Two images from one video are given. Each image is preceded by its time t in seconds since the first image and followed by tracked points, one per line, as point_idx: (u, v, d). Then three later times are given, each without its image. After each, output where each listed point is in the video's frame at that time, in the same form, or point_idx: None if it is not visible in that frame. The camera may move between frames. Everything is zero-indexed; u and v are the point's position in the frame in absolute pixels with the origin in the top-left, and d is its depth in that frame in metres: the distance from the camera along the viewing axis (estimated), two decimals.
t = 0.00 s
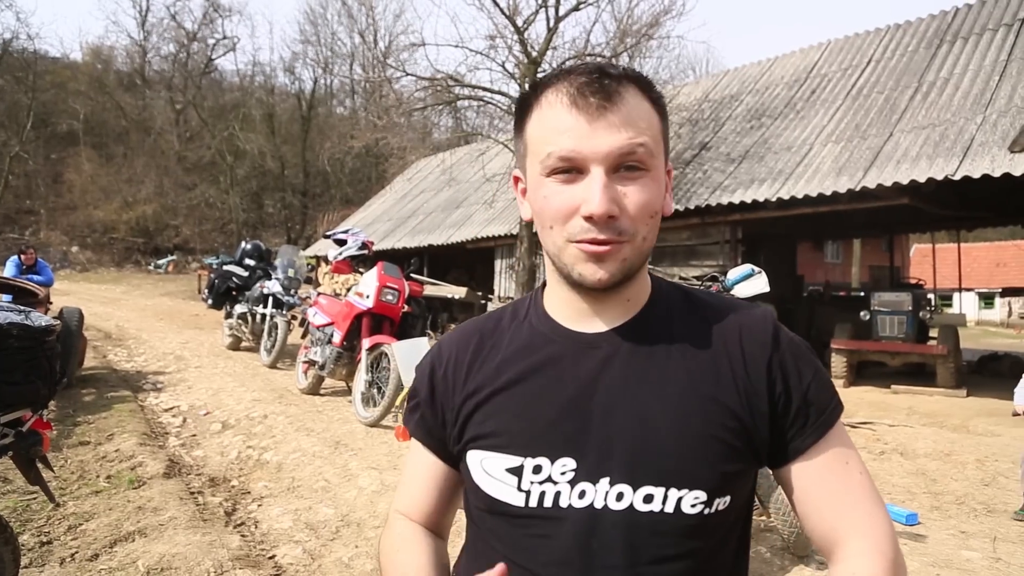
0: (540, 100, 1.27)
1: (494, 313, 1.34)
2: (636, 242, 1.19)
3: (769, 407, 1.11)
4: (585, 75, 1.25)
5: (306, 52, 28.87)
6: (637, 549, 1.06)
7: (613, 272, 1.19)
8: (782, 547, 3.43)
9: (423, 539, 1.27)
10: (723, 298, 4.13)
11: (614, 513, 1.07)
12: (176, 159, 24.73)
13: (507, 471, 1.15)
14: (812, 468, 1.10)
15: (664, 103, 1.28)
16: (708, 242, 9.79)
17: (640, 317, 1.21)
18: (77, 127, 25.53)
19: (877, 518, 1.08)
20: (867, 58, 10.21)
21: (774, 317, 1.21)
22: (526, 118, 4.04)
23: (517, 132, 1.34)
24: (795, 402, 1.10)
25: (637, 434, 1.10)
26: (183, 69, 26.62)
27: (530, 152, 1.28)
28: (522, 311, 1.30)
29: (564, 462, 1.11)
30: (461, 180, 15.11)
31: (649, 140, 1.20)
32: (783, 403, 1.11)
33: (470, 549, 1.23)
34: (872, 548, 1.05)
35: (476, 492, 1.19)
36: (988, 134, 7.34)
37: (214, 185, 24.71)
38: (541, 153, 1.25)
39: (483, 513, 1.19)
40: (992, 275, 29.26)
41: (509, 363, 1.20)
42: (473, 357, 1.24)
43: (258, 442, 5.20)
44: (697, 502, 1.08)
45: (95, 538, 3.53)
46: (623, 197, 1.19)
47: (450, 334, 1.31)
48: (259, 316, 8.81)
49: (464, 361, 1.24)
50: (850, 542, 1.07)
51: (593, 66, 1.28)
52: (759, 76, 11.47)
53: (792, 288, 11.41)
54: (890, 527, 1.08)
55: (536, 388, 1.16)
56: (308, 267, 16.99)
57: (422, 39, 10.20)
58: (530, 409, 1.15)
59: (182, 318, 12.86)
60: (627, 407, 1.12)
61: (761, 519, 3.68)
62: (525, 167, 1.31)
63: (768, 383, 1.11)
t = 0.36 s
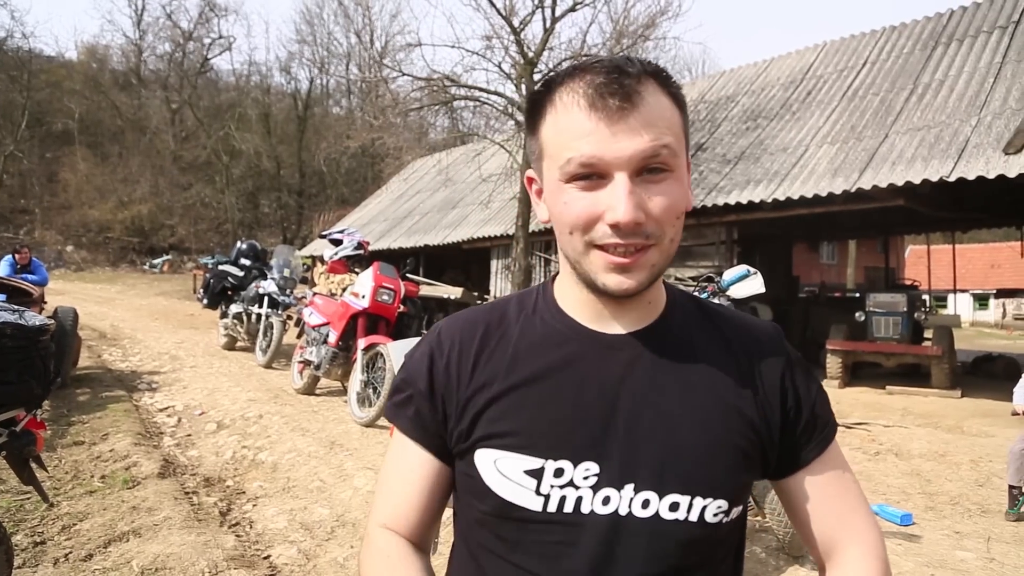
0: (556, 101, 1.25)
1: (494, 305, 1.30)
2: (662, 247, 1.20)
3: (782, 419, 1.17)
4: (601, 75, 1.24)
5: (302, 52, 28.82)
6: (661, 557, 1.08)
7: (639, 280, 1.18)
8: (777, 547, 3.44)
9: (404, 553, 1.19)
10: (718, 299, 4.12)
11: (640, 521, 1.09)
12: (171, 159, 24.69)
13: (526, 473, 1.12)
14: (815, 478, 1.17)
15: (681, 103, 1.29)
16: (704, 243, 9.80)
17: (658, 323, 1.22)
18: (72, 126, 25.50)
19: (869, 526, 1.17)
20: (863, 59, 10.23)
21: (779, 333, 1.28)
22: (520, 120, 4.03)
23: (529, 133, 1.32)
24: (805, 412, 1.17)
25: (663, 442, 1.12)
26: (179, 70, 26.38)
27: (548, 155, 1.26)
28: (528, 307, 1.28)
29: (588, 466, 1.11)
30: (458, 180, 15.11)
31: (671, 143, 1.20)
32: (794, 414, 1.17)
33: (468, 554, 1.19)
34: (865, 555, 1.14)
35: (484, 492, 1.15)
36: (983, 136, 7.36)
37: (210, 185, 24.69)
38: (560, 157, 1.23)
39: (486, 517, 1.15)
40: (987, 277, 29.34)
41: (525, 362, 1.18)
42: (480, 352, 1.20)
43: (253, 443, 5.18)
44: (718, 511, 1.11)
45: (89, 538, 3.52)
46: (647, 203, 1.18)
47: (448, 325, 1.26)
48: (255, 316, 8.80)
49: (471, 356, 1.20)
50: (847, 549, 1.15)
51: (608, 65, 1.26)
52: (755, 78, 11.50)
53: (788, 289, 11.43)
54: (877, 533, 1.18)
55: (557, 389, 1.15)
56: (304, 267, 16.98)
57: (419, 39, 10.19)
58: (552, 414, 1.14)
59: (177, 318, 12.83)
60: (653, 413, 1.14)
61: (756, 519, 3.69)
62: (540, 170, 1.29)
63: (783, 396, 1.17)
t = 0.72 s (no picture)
0: (537, 102, 1.26)
1: (491, 307, 1.30)
2: (650, 243, 1.20)
3: (782, 420, 1.17)
4: (579, 72, 1.24)
5: (299, 51, 28.78)
6: (661, 562, 1.09)
7: (628, 277, 1.18)
8: (771, 547, 3.44)
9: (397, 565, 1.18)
10: (714, 300, 4.14)
11: (640, 527, 1.10)
12: (167, 157, 24.62)
13: (525, 481, 1.12)
14: (816, 480, 1.18)
15: (665, 93, 1.28)
16: (700, 243, 9.82)
17: (654, 324, 1.22)
18: (67, 124, 25.42)
19: (867, 527, 1.18)
20: (859, 61, 10.26)
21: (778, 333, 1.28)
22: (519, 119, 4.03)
23: (514, 133, 1.32)
24: (806, 413, 1.18)
25: (664, 445, 1.12)
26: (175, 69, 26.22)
27: (531, 156, 1.26)
28: (523, 309, 1.28)
29: (588, 472, 1.12)
30: (454, 180, 15.10)
31: (654, 137, 1.20)
32: (794, 415, 1.18)
33: (467, 563, 1.19)
34: (864, 557, 1.15)
35: (482, 502, 1.15)
36: (977, 137, 7.38)
37: (206, 184, 24.62)
38: (542, 158, 1.24)
39: (484, 526, 1.15)
40: (982, 278, 29.43)
41: (522, 367, 1.18)
42: (476, 357, 1.20)
43: (248, 442, 5.18)
44: (719, 516, 1.12)
45: (83, 537, 3.51)
46: (632, 198, 1.19)
47: (443, 329, 1.26)
48: (250, 316, 8.78)
49: (467, 361, 1.20)
50: (846, 550, 1.16)
51: (585, 62, 1.26)
52: (752, 79, 11.52)
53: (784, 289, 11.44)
54: (876, 534, 1.19)
55: (555, 394, 1.15)
56: (300, 267, 16.95)
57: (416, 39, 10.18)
58: (551, 419, 1.14)
59: (172, 317, 12.80)
60: (653, 417, 1.14)
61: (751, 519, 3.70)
62: (526, 172, 1.29)
63: (783, 397, 1.17)
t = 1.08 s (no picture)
0: (496, 115, 1.31)
1: (498, 311, 1.33)
2: (616, 226, 1.17)
3: (783, 417, 1.13)
4: (527, 80, 1.29)
5: (300, 52, 28.84)
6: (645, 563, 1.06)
7: (596, 264, 1.17)
8: (772, 546, 3.45)
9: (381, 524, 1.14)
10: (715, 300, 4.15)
11: (624, 526, 1.07)
12: (168, 158, 24.67)
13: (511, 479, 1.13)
14: (827, 479, 1.12)
15: (623, 84, 1.29)
16: (701, 244, 9.81)
17: (647, 318, 1.20)
18: (69, 125, 25.50)
19: (888, 534, 1.09)
20: (859, 61, 10.26)
21: (791, 326, 1.23)
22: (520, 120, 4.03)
23: (486, 152, 1.36)
24: (810, 412, 1.12)
25: (652, 444, 1.10)
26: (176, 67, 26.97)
27: (498, 165, 1.30)
28: (526, 312, 1.30)
29: (573, 470, 1.10)
30: (455, 181, 15.11)
31: (603, 121, 1.21)
32: (796, 411, 1.13)
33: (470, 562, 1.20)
34: (882, 564, 1.06)
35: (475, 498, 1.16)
36: (979, 138, 7.37)
37: (207, 185, 24.66)
38: (504, 162, 1.27)
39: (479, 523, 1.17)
40: (983, 279, 29.45)
41: (517, 364, 1.20)
42: (476, 353, 1.23)
43: (250, 443, 5.18)
44: (708, 515, 1.07)
45: (85, 538, 3.52)
46: (587, 182, 1.18)
47: (455, 328, 1.30)
48: (252, 317, 8.79)
49: (466, 359, 1.23)
50: (861, 558, 1.07)
51: (534, 70, 1.31)
52: (753, 79, 11.52)
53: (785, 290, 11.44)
54: (900, 542, 1.10)
55: (547, 387, 1.17)
56: (302, 269, 16.97)
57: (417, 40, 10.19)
58: (538, 413, 1.15)
59: (174, 318, 12.81)
60: (639, 414, 1.12)
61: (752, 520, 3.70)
62: (499, 183, 1.32)
63: (784, 393, 1.13)
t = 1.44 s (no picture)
0: (492, 123, 1.30)
1: (486, 316, 1.34)
2: (617, 243, 1.19)
3: (774, 415, 1.13)
4: (526, 89, 1.28)
5: (301, 53, 28.84)
6: (643, 562, 1.07)
7: (599, 283, 1.18)
8: (773, 547, 3.45)
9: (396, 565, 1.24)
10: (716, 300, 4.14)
11: (620, 526, 1.08)
12: (170, 159, 24.69)
13: (506, 483, 1.14)
14: (817, 475, 1.13)
15: (621, 92, 1.29)
16: (703, 244, 9.80)
17: (635, 324, 1.21)
18: (71, 126, 25.57)
19: (875, 526, 1.11)
20: (861, 61, 10.25)
21: (777, 323, 1.22)
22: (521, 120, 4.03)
23: (479, 156, 1.36)
24: (799, 409, 1.12)
25: (644, 447, 1.11)
26: (179, 69, 26.76)
27: (495, 174, 1.29)
28: (513, 318, 1.30)
29: (566, 473, 1.11)
30: (456, 181, 15.12)
31: (606, 140, 1.21)
32: (786, 408, 1.13)
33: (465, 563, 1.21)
34: (872, 555, 1.08)
35: (471, 502, 1.18)
36: (980, 137, 7.37)
37: (209, 185, 24.67)
38: (503, 174, 1.26)
39: (476, 524, 1.18)
40: (986, 279, 29.37)
41: (506, 370, 1.20)
42: (465, 362, 1.24)
43: (252, 442, 5.19)
44: (704, 512, 1.09)
45: (87, 537, 3.53)
46: (590, 201, 1.19)
47: (441, 339, 1.30)
48: (254, 317, 8.80)
49: (456, 368, 1.24)
50: (851, 549, 1.10)
51: (531, 77, 1.30)
52: (754, 79, 11.52)
53: (787, 290, 11.43)
54: (887, 534, 1.12)
55: (536, 393, 1.17)
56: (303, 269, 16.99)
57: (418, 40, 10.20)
58: (528, 417, 1.15)
59: (176, 318, 12.83)
60: (630, 416, 1.13)
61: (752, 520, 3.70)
62: (495, 190, 1.32)
63: (772, 392, 1.13)
